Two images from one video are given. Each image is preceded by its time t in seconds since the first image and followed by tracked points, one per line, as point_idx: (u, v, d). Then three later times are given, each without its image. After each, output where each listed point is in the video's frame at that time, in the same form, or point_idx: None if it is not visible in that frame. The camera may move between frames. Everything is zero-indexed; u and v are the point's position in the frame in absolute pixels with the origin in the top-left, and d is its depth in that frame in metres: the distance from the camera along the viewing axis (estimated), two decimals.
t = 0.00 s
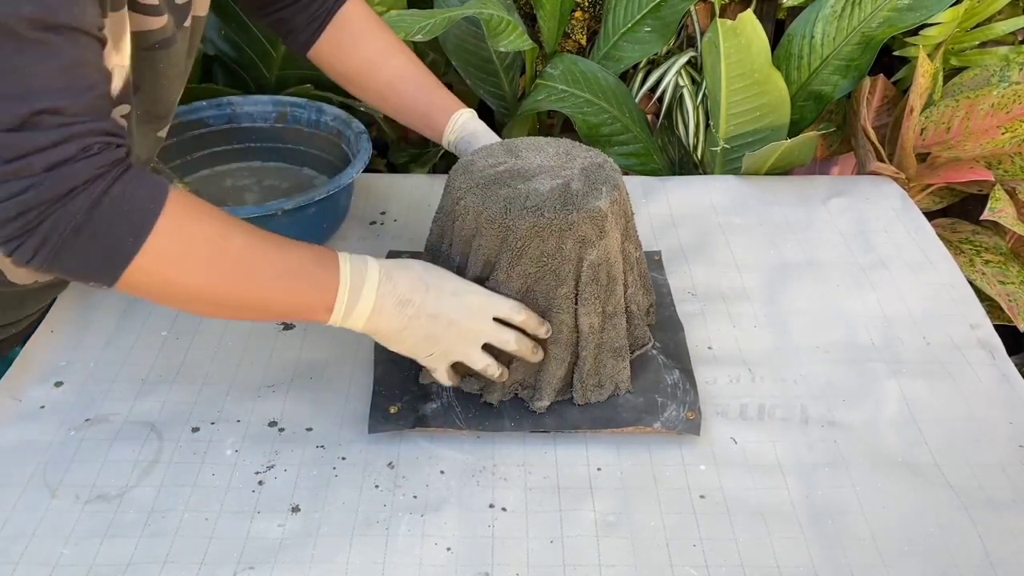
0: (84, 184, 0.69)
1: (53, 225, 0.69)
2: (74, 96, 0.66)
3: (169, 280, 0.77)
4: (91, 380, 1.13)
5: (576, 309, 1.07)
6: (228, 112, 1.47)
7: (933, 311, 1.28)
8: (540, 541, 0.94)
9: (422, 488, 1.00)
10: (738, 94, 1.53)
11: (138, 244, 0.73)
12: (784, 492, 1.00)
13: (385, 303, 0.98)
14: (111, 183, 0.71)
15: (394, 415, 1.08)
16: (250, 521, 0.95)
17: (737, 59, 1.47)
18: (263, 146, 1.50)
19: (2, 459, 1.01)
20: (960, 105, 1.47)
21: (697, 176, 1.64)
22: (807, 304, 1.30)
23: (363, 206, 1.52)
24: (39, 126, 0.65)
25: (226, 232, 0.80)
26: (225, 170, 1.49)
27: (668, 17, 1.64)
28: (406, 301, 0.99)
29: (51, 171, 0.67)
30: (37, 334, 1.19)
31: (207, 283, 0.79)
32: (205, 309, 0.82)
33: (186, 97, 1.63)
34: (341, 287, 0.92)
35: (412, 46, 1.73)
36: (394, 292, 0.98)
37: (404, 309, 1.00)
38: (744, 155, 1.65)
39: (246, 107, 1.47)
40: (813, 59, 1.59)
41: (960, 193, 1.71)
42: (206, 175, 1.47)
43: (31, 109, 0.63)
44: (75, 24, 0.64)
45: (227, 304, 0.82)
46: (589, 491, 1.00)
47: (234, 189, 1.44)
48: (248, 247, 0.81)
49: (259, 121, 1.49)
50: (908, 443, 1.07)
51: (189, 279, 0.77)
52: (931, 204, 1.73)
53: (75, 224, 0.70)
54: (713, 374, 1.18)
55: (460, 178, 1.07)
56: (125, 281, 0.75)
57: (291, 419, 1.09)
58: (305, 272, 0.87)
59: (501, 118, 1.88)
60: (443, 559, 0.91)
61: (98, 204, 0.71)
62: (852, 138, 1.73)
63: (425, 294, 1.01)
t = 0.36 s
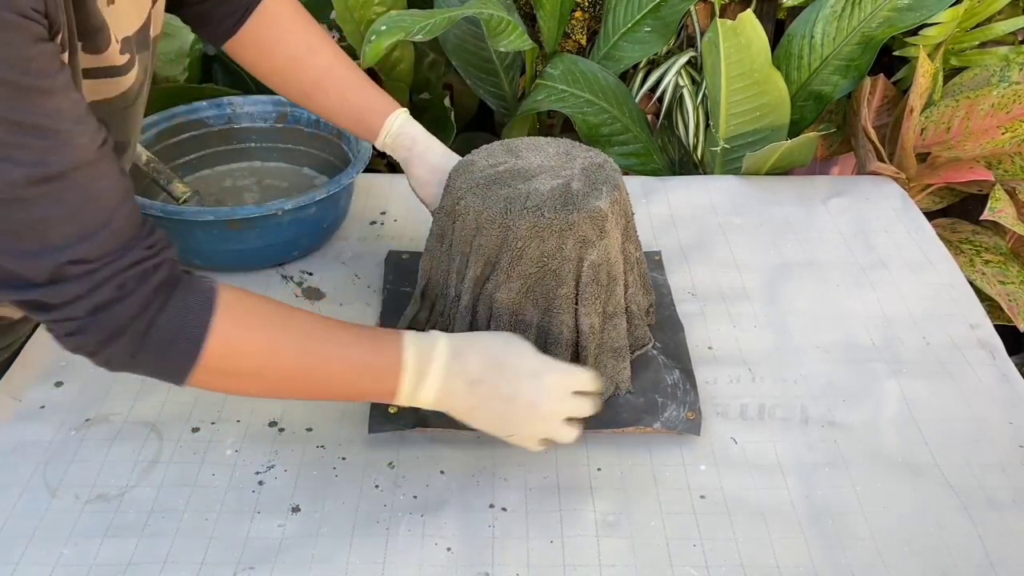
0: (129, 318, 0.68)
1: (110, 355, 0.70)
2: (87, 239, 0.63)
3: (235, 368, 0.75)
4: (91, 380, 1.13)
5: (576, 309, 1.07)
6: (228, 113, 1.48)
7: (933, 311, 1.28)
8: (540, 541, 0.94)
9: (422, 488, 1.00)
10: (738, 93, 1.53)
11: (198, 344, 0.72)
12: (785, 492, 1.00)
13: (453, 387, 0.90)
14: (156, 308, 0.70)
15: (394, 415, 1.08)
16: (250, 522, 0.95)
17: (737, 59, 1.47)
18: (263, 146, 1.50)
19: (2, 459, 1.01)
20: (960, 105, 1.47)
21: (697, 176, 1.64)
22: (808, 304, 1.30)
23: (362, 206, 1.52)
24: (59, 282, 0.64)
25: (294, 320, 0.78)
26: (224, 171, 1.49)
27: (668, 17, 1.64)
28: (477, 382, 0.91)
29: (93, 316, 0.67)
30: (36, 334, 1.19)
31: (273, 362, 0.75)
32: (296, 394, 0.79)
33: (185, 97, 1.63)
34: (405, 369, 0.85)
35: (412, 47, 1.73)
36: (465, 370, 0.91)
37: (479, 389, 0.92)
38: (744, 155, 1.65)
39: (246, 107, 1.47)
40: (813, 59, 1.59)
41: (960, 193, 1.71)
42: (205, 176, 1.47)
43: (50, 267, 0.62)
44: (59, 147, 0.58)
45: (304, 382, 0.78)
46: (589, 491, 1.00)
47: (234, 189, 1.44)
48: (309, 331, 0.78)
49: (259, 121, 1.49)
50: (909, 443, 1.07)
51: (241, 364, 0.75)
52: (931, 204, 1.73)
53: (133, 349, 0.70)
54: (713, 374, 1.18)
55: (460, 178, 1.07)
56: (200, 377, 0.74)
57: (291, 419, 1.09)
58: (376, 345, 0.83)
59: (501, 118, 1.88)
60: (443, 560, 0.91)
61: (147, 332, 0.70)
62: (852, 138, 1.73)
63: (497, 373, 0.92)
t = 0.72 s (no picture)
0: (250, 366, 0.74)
1: (238, 400, 0.75)
2: (191, 294, 0.66)
3: (354, 403, 0.80)
4: (91, 380, 1.13)
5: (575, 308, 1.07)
6: (228, 112, 1.48)
7: (933, 311, 1.27)
8: (540, 542, 0.94)
9: (423, 488, 1.00)
10: (738, 93, 1.52)
11: (320, 382, 0.78)
12: (785, 492, 1.00)
13: (568, 398, 0.96)
14: (270, 355, 0.76)
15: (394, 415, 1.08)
16: (250, 521, 0.95)
17: (737, 59, 1.46)
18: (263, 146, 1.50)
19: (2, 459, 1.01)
20: (960, 105, 1.47)
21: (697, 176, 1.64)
22: (808, 304, 1.30)
23: (362, 206, 1.52)
24: (176, 333, 0.66)
25: (396, 347, 0.83)
26: (224, 171, 1.49)
27: (668, 17, 1.64)
28: (590, 391, 0.97)
29: (212, 366, 0.71)
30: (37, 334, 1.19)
31: (389, 400, 0.81)
32: (413, 421, 0.86)
33: (185, 97, 1.63)
34: (522, 387, 0.91)
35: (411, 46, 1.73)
36: (577, 381, 0.96)
37: (588, 399, 0.98)
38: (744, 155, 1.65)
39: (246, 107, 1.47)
40: (813, 59, 1.59)
41: (960, 193, 1.71)
42: (205, 176, 1.47)
43: (161, 322, 0.64)
44: (150, 205, 0.62)
45: (432, 412, 0.85)
46: (589, 491, 1.00)
47: (234, 189, 1.44)
48: (403, 359, 0.83)
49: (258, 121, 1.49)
50: (909, 443, 1.07)
51: (372, 394, 0.80)
52: (931, 204, 1.73)
53: (254, 399, 0.76)
54: (713, 374, 1.18)
55: (459, 177, 1.07)
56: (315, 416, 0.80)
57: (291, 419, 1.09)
58: (492, 367, 0.90)
59: (501, 118, 1.88)
60: (443, 560, 0.91)
61: (267, 377, 0.76)
62: (852, 138, 1.73)
63: (603, 380, 0.99)
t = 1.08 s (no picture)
0: (77, 361, 0.70)
1: (54, 389, 0.71)
2: (51, 295, 0.65)
3: (179, 390, 0.77)
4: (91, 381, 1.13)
5: (575, 308, 1.07)
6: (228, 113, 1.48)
7: (933, 310, 1.27)
8: (540, 541, 0.94)
9: (422, 488, 1.00)
10: (738, 93, 1.52)
11: (144, 369, 0.74)
12: (785, 492, 1.00)
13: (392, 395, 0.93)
14: (100, 348, 0.72)
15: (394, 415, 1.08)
16: (250, 521, 0.95)
17: (737, 59, 1.46)
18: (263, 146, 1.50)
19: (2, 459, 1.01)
20: (960, 105, 1.47)
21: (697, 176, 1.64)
22: (807, 304, 1.30)
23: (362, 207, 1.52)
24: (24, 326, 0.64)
25: (218, 332, 0.80)
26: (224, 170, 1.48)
27: (668, 17, 1.64)
28: (417, 393, 0.95)
29: (39, 357, 0.68)
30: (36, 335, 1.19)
31: (209, 393, 0.79)
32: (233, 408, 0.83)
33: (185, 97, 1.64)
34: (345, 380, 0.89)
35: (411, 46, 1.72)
36: (407, 383, 0.93)
37: (412, 401, 0.95)
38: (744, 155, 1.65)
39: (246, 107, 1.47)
40: (813, 59, 1.59)
41: (960, 193, 1.71)
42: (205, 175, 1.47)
43: (15, 318, 0.63)
44: (58, 211, 0.61)
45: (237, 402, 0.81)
46: (589, 490, 1.00)
47: (233, 189, 1.44)
48: (229, 348, 0.80)
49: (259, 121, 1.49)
50: (909, 443, 1.07)
51: (192, 389, 0.78)
52: (931, 204, 1.73)
53: (73, 388, 0.72)
54: (713, 374, 1.18)
55: (459, 177, 1.07)
56: (144, 399, 0.76)
57: (291, 419, 1.09)
58: (321, 362, 0.86)
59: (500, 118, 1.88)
60: (442, 559, 0.91)
61: (93, 372, 0.72)
62: (852, 138, 1.73)
63: (439, 389, 0.96)
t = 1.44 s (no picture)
0: (90, 335, 0.72)
1: (67, 370, 0.72)
2: (57, 262, 0.66)
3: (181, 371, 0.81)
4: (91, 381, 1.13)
5: (575, 308, 1.07)
6: (228, 112, 1.47)
7: (933, 311, 1.28)
8: (540, 541, 0.94)
9: (422, 488, 1.00)
10: (738, 93, 1.52)
11: (156, 345, 0.78)
12: (786, 492, 1.00)
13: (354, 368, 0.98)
14: (116, 322, 0.75)
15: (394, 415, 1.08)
16: (250, 522, 0.95)
17: (737, 59, 1.46)
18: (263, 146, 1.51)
19: (2, 459, 1.01)
20: (960, 105, 1.47)
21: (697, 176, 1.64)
22: (807, 303, 1.30)
23: (362, 207, 1.52)
24: (38, 298, 0.66)
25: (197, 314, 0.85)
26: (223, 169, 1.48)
27: (668, 17, 1.64)
28: (378, 364, 1.00)
29: (56, 333, 0.69)
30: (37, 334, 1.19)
31: (215, 367, 0.83)
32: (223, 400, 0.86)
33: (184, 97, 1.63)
34: (321, 362, 0.94)
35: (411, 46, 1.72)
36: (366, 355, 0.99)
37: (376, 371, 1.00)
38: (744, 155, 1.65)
39: (246, 107, 1.46)
40: (814, 59, 1.59)
41: (960, 193, 1.71)
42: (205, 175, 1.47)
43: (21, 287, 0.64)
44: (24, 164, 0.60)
45: (230, 384, 0.85)
46: (589, 490, 1.00)
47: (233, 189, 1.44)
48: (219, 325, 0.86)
49: (259, 121, 1.49)
50: (909, 443, 1.07)
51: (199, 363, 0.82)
52: (931, 204, 1.73)
53: (85, 366, 0.74)
54: (713, 374, 1.18)
55: (459, 177, 1.07)
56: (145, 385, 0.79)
57: (291, 419, 1.09)
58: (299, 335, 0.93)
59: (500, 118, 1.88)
60: (442, 559, 0.91)
61: (104, 348, 0.74)
62: (852, 138, 1.73)
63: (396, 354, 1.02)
